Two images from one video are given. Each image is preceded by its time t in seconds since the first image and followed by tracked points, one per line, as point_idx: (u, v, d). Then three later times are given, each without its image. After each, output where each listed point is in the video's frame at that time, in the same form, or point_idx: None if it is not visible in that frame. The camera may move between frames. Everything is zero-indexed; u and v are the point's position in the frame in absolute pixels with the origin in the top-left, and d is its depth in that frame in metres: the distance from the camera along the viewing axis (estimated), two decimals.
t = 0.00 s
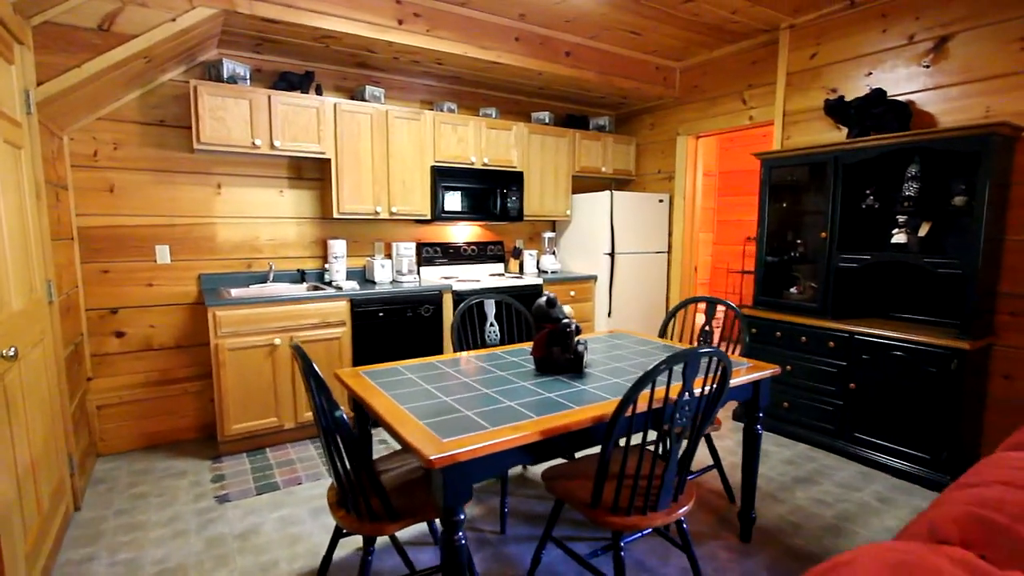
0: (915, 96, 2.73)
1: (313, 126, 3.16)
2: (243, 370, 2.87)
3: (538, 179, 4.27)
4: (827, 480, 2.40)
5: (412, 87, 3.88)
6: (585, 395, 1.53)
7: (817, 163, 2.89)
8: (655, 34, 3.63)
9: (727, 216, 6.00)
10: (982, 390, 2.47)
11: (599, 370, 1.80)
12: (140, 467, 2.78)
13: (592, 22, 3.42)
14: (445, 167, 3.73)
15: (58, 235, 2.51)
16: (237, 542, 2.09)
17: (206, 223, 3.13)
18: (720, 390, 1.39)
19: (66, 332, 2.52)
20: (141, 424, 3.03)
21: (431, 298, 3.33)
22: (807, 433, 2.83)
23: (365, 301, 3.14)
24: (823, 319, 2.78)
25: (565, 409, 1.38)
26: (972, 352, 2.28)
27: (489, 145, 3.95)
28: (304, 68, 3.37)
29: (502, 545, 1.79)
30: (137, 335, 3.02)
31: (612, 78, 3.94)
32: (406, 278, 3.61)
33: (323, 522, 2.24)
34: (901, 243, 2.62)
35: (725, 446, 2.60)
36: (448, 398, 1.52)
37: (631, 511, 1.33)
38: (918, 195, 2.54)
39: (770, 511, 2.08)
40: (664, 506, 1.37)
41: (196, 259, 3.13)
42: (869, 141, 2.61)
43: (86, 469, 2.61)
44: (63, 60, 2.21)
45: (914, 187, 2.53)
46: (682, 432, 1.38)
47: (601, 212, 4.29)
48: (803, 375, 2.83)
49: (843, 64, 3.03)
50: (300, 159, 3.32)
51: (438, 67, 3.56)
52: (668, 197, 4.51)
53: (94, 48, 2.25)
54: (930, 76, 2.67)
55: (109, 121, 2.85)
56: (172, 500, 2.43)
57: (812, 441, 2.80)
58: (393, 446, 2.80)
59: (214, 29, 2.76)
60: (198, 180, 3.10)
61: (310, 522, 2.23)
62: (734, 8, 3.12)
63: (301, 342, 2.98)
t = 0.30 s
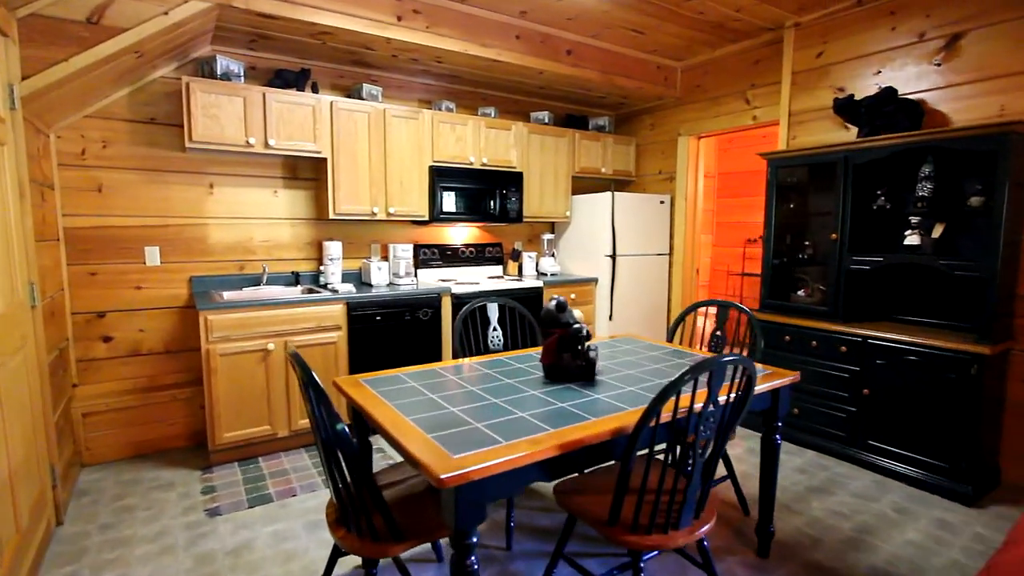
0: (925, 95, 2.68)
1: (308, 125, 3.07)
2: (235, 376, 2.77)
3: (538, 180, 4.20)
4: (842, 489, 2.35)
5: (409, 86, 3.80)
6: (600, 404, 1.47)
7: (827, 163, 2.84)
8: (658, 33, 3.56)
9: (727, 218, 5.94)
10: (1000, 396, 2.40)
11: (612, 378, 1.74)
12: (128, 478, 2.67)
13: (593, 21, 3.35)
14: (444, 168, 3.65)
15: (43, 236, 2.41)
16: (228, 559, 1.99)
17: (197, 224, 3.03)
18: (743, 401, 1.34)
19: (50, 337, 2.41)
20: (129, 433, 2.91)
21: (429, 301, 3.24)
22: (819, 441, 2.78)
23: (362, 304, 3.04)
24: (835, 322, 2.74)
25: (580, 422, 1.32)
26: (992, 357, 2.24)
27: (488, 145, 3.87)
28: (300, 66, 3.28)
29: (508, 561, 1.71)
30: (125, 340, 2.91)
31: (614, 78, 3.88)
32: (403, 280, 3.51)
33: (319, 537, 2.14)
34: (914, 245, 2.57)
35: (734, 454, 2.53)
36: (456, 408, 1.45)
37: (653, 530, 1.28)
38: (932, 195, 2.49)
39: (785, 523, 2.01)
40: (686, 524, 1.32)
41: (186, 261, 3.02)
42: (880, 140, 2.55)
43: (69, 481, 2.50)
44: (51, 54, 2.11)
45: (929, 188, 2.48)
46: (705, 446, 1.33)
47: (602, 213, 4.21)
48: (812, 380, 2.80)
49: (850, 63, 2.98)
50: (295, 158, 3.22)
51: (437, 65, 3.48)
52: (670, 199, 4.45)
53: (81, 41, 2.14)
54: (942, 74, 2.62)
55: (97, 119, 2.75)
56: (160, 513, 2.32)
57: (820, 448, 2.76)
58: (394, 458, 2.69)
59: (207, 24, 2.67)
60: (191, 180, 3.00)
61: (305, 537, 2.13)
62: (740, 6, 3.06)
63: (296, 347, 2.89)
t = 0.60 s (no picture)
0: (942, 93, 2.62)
1: (304, 123, 2.96)
2: (228, 382, 2.66)
3: (538, 180, 4.11)
4: (860, 501, 2.38)
5: (407, 83, 3.70)
6: (621, 419, 1.42)
7: (841, 163, 2.79)
8: (664, 30, 3.48)
9: (728, 219, 5.87)
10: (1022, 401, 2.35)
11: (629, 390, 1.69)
12: (115, 490, 2.56)
13: (598, 17, 3.27)
14: (444, 167, 3.56)
15: (26, 237, 2.30)
16: None
17: (188, 225, 2.92)
18: (771, 415, 1.31)
19: (33, 344, 2.30)
20: (117, 442, 2.80)
21: (428, 304, 3.14)
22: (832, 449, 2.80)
23: (360, 308, 2.94)
24: (850, 327, 2.73)
25: (600, 438, 1.27)
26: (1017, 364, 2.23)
27: (489, 144, 3.78)
28: (296, 62, 3.18)
29: None
30: (113, 345, 2.80)
31: (617, 75, 3.79)
32: (401, 283, 3.41)
33: (316, 553, 2.05)
34: (931, 247, 2.56)
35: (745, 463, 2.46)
36: (466, 424, 1.41)
37: (678, 553, 1.23)
38: (950, 196, 2.46)
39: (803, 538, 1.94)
40: (711, 547, 1.28)
41: (177, 263, 2.91)
42: (896, 139, 2.52)
43: (53, 494, 2.39)
44: (37, 48, 1.90)
45: (947, 188, 2.45)
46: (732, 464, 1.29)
47: (604, 214, 4.12)
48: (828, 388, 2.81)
49: (861, 60, 2.91)
50: (290, 157, 3.12)
51: (436, 61, 3.39)
52: (672, 199, 4.38)
53: (69, 32, 1.95)
54: (958, 72, 2.56)
55: (85, 115, 2.63)
56: (148, 528, 2.22)
57: (837, 457, 2.77)
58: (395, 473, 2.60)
59: (199, 17, 2.56)
60: (182, 179, 2.89)
61: (301, 554, 2.04)
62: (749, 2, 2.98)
63: (291, 353, 2.78)
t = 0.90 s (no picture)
0: (954, 94, 2.58)
1: (300, 121, 2.87)
2: (220, 390, 2.56)
3: (539, 182, 4.03)
4: (875, 511, 2.38)
5: (406, 81, 3.62)
6: (644, 433, 1.38)
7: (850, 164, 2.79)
8: (668, 29, 3.42)
9: (727, 222, 5.84)
10: None
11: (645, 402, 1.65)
12: (100, 504, 2.45)
13: (602, 15, 3.20)
14: (443, 167, 3.47)
15: (8, 239, 2.19)
16: None
17: (179, 226, 2.81)
18: (800, 427, 1.26)
19: (15, 351, 2.19)
20: (104, 452, 2.69)
21: (428, 308, 3.05)
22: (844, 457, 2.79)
23: (358, 312, 2.85)
24: (862, 332, 2.73)
25: (623, 454, 1.24)
26: None
27: (489, 144, 3.70)
28: (292, 58, 3.09)
29: None
30: (100, 350, 2.70)
31: (619, 76, 3.73)
32: (399, 287, 3.30)
33: (313, 572, 1.96)
34: (944, 249, 2.50)
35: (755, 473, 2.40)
36: (479, 439, 1.36)
37: None
38: (964, 198, 2.43)
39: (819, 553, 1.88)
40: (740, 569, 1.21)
41: (168, 265, 2.80)
42: (907, 140, 2.51)
43: (35, 509, 2.28)
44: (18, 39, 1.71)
45: (961, 190, 2.41)
46: (763, 480, 1.22)
47: (606, 216, 4.06)
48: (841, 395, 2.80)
49: (870, 60, 2.87)
50: (286, 156, 3.02)
51: (436, 59, 3.31)
52: (675, 201, 4.33)
53: (56, 24, 1.77)
54: (970, 72, 2.53)
55: (71, 112, 2.52)
56: (135, 546, 2.11)
57: (850, 466, 2.76)
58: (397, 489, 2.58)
59: (191, 10, 2.46)
60: (174, 179, 2.78)
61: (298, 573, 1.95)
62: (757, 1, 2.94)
63: (287, 359, 2.69)
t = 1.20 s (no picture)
0: (965, 95, 2.58)
1: (297, 120, 2.79)
2: (216, 398, 2.47)
3: (540, 183, 3.97)
4: (891, 522, 2.37)
5: (406, 80, 3.54)
6: (668, 448, 1.35)
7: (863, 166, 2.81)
8: (672, 28, 3.38)
9: (727, 224, 5.82)
10: None
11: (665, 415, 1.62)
12: (89, 517, 2.35)
13: (606, 14, 3.14)
14: (444, 168, 3.40)
15: None
16: None
17: (171, 228, 2.71)
18: (831, 441, 1.20)
19: None
20: (92, 463, 2.58)
21: (429, 313, 2.97)
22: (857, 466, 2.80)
23: (357, 317, 2.76)
24: (872, 338, 2.76)
25: (648, 471, 1.21)
26: None
27: (490, 145, 3.63)
28: (289, 55, 3.00)
29: None
30: (89, 357, 2.60)
31: (622, 76, 3.69)
32: (399, 291, 3.21)
33: None
34: (958, 253, 2.49)
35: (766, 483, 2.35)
36: (497, 454, 1.32)
37: None
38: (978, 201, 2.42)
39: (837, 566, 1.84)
40: None
41: (159, 269, 2.70)
42: (918, 143, 2.51)
43: (20, 524, 2.18)
44: None
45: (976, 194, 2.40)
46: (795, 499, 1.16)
47: (609, 219, 4.01)
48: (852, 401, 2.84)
49: (880, 60, 2.88)
50: (283, 156, 2.93)
51: (437, 57, 3.24)
52: (677, 203, 4.30)
53: (38, 16, 1.66)
54: (983, 73, 2.52)
55: (58, 109, 2.42)
56: (128, 562, 2.02)
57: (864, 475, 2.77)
58: (400, 501, 2.63)
59: (185, 5, 2.36)
60: (166, 179, 2.68)
61: None
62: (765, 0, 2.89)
63: (284, 366, 2.60)
